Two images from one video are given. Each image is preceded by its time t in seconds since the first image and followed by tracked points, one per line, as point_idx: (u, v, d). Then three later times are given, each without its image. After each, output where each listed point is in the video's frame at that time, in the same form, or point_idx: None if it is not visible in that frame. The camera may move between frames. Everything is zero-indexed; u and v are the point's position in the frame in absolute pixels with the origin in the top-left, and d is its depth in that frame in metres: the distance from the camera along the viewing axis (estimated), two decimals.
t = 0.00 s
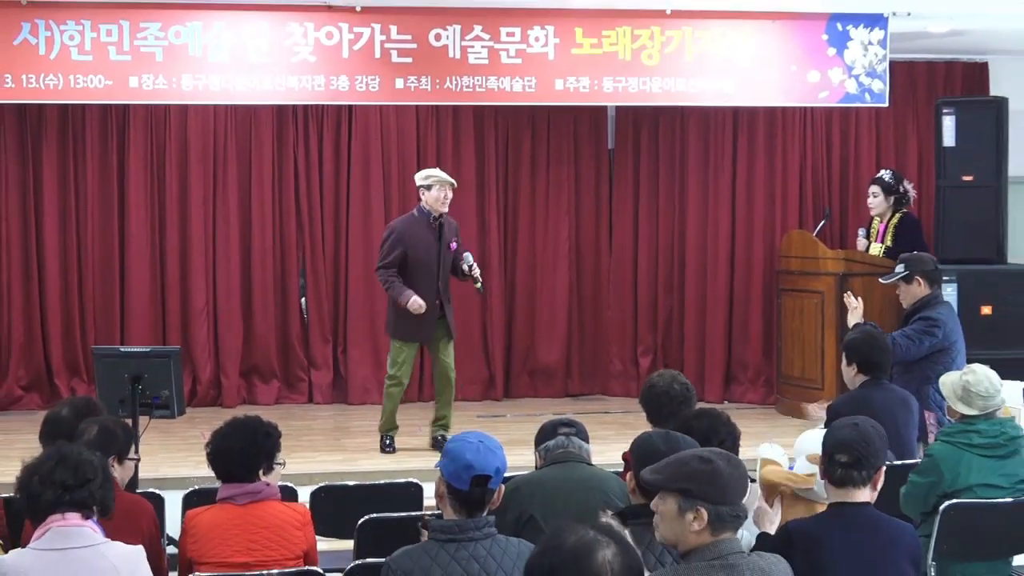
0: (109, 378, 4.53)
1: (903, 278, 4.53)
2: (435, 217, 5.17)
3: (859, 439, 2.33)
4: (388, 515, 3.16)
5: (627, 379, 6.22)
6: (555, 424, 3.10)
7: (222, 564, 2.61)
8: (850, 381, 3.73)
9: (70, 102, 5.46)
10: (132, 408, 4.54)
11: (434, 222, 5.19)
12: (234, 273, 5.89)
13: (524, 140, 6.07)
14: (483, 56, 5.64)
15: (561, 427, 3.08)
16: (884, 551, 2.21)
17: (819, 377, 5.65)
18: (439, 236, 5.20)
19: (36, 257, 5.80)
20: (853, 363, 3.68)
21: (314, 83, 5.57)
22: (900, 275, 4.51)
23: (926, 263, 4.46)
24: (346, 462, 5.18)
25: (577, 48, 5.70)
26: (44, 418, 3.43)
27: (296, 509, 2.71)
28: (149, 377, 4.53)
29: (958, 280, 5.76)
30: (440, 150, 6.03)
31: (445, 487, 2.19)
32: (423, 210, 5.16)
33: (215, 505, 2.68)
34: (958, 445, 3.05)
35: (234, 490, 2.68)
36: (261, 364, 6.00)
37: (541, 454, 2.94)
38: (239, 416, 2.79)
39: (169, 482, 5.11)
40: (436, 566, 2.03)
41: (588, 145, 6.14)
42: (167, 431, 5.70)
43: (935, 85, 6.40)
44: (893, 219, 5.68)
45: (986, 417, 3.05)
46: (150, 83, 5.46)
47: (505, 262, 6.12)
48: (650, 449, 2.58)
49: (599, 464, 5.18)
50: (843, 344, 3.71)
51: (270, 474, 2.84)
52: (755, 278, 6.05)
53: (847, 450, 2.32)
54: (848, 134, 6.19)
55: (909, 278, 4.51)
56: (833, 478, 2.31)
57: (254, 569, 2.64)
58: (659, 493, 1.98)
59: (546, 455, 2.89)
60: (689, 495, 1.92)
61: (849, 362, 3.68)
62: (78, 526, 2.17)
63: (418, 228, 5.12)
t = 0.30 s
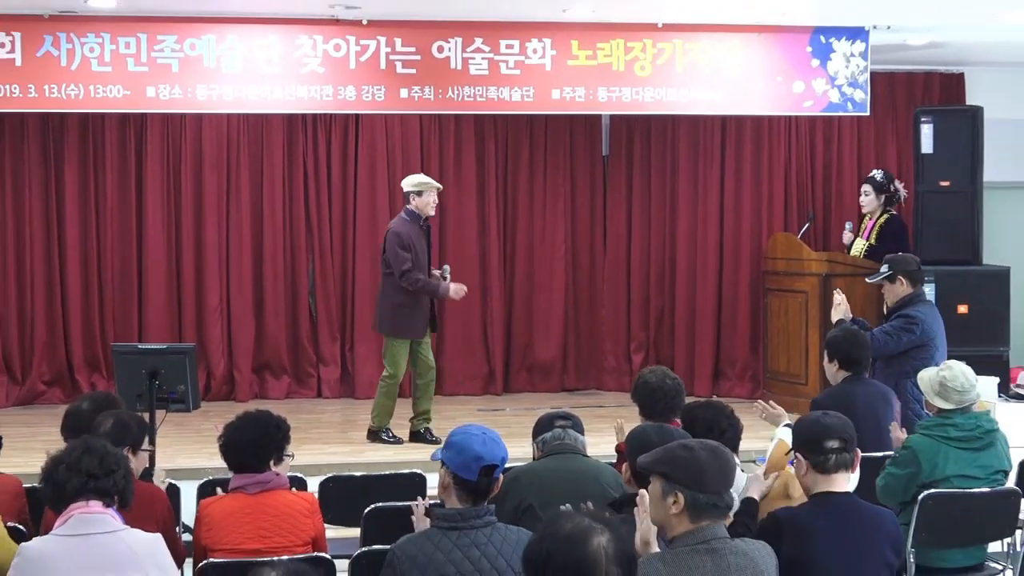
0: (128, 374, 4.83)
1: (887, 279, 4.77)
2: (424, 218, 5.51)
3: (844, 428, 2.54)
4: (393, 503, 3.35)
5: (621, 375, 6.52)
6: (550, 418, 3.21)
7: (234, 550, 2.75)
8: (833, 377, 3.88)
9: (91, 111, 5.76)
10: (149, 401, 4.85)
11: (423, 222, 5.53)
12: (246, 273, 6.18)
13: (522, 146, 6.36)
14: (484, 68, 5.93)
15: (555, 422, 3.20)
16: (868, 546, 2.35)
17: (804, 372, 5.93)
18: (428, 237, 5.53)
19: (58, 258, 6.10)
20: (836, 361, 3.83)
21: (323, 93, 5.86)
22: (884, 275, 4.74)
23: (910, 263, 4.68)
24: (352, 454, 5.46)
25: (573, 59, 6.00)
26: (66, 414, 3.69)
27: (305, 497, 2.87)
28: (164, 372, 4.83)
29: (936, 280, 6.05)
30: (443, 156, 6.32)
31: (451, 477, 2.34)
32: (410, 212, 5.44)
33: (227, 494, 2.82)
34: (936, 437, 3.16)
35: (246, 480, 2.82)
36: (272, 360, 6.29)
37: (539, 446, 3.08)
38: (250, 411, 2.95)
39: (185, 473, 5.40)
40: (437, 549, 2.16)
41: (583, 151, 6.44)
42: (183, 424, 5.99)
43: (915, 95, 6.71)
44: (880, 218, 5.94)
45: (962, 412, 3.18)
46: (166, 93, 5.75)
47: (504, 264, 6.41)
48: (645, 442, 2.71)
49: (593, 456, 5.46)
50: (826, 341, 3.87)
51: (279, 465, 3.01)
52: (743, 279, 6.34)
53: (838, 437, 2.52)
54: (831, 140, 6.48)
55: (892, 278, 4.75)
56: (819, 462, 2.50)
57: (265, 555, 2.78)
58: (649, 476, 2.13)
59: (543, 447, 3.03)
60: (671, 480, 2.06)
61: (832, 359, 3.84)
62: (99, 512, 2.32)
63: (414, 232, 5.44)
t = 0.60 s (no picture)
0: (147, 370, 5.09)
1: (877, 278, 4.99)
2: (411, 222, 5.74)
3: (830, 423, 2.63)
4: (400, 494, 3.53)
5: (618, 371, 6.77)
6: (552, 414, 3.53)
7: (246, 539, 2.83)
8: (822, 373, 4.11)
9: (110, 117, 6.02)
10: (167, 396, 5.10)
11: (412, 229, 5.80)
12: (259, 273, 6.44)
13: (524, 152, 6.62)
14: (487, 76, 6.20)
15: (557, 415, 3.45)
16: (857, 526, 2.44)
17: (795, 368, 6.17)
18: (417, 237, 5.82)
19: (79, 258, 6.36)
20: (823, 357, 4.07)
21: (334, 101, 6.13)
22: (873, 275, 4.96)
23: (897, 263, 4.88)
24: (362, 446, 5.71)
25: (573, 68, 6.26)
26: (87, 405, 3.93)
27: (315, 488, 2.93)
28: (182, 368, 5.09)
29: (921, 281, 6.32)
30: (448, 161, 6.57)
31: (459, 470, 2.49)
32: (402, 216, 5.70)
33: (239, 486, 2.89)
34: (921, 431, 3.39)
35: (257, 472, 2.89)
36: (284, 357, 6.56)
37: (541, 439, 3.26)
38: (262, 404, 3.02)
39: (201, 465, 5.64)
40: (446, 538, 2.24)
41: (582, 156, 6.69)
42: (199, 418, 6.25)
43: (901, 102, 6.97)
44: (872, 218, 6.28)
45: (946, 406, 3.39)
46: (183, 101, 6.01)
47: (506, 265, 6.66)
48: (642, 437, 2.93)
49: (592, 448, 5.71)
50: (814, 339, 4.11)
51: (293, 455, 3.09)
52: (736, 277, 6.60)
53: (825, 433, 2.61)
54: (821, 145, 6.75)
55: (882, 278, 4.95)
56: (808, 458, 2.59)
57: (277, 544, 2.85)
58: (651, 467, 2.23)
59: (546, 439, 3.21)
60: (669, 468, 2.16)
61: (820, 355, 4.07)
62: (118, 502, 2.35)
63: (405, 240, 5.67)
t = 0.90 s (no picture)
0: (154, 367, 5.19)
1: (872, 277, 5.07)
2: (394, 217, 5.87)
3: (831, 426, 2.67)
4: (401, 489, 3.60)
5: (617, 368, 6.87)
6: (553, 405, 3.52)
7: (252, 534, 2.93)
8: (817, 372, 4.24)
9: (118, 119, 6.14)
10: (173, 394, 5.21)
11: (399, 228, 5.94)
12: (264, 271, 6.55)
13: (525, 153, 6.73)
14: (488, 79, 6.32)
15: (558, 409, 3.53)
16: (849, 519, 2.55)
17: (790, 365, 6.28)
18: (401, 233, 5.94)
19: (87, 258, 6.47)
20: (819, 355, 4.20)
21: (338, 103, 6.25)
22: (869, 274, 5.05)
23: (893, 263, 4.94)
24: (365, 442, 5.81)
25: (573, 72, 6.39)
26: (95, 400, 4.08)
27: (319, 485, 3.03)
28: (188, 366, 5.19)
29: (915, 280, 6.44)
30: (450, 163, 6.68)
31: (462, 468, 2.53)
32: (386, 215, 5.82)
33: (246, 483, 2.99)
34: (914, 427, 3.48)
35: (263, 468, 2.99)
36: (288, 355, 6.67)
37: (541, 435, 3.37)
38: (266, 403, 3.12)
39: (208, 461, 5.74)
40: (447, 534, 2.35)
41: (582, 158, 6.81)
42: (206, 415, 6.36)
43: (895, 105, 7.09)
44: (873, 217, 6.45)
45: (940, 403, 3.49)
46: (190, 103, 6.12)
47: (507, 264, 6.76)
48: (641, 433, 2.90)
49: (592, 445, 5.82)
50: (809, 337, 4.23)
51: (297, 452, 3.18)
52: (733, 276, 6.71)
53: (825, 435, 2.65)
54: (817, 147, 6.87)
55: (875, 277, 5.04)
56: (808, 459, 2.64)
57: (281, 539, 2.95)
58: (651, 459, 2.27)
59: (546, 435, 3.33)
60: (668, 462, 2.20)
61: (815, 354, 4.19)
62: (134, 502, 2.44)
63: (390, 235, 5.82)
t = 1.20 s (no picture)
0: (157, 366, 5.19)
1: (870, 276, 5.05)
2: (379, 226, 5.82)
3: (838, 430, 2.68)
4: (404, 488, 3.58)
5: (619, 368, 6.86)
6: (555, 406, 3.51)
7: (255, 532, 2.91)
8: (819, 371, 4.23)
9: (121, 119, 6.14)
10: (176, 393, 5.21)
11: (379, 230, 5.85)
12: (267, 270, 6.55)
13: (528, 152, 6.73)
14: (491, 79, 6.32)
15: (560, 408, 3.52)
16: (851, 520, 2.55)
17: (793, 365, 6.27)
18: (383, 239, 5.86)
19: (90, 257, 6.47)
20: (821, 354, 4.21)
21: (340, 103, 6.25)
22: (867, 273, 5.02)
23: (892, 262, 4.93)
24: (368, 441, 5.81)
25: (575, 71, 6.39)
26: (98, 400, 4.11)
27: (322, 484, 3.02)
28: (190, 365, 5.20)
29: (918, 280, 6.44)
30: (452, 162, 6.68)
31: (465, 468, 2.55)
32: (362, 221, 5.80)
33: (249, 481, 2.98)
34: (917, 426, 3.48)
35: (266, 466, 2.99)
36: (291, 354, 6.66)
37: (544, 433, 3.36)
38: (268, 402, 3.09)
39: (211, 460, 5.74)
40: (449, 533, 2.34)
41: (584, 157, 6.80)
42: (209, 414, 6.36)
43: (898, 104, 7.08)
44: (879, 216, 6.44)
45: (942, 403, 3.50)
46: (193, 103, 6.12)
47: (510, 263, 6.76)
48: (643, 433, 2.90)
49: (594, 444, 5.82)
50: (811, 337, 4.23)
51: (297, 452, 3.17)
52: (736, 274, 6.71)
53: (831, 439, 2.66)
54: (819, 147, 6.86)
55: (874, 275, 5.00)
56: (812, 461, 2.64)
57: (283, 538, 2.94)
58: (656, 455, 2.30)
59: (548, 433, 3.31)
60: (663, 456, 2.22)
61: (818, 353, 4.19)
62: (136, 500, 2.42)
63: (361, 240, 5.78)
